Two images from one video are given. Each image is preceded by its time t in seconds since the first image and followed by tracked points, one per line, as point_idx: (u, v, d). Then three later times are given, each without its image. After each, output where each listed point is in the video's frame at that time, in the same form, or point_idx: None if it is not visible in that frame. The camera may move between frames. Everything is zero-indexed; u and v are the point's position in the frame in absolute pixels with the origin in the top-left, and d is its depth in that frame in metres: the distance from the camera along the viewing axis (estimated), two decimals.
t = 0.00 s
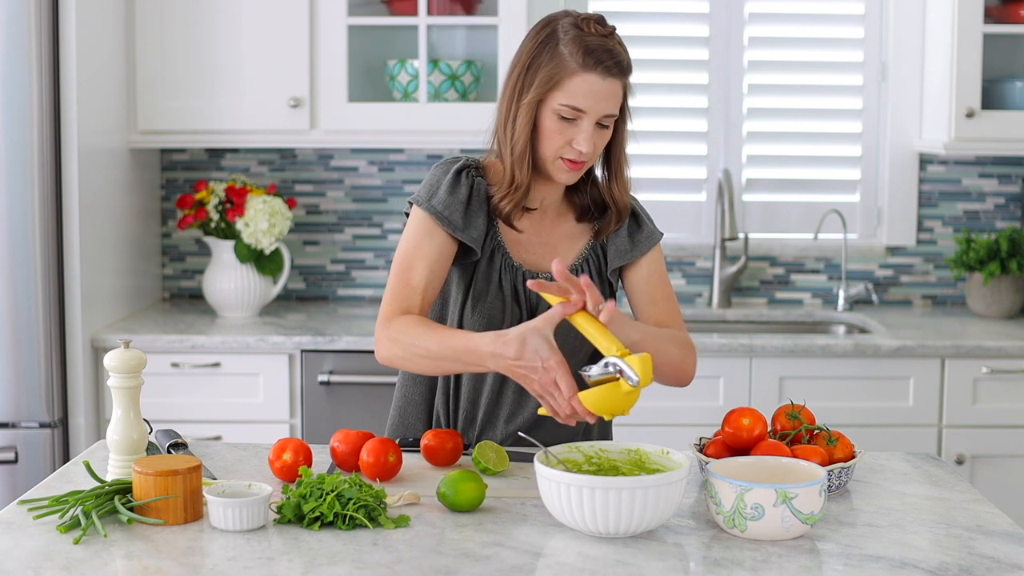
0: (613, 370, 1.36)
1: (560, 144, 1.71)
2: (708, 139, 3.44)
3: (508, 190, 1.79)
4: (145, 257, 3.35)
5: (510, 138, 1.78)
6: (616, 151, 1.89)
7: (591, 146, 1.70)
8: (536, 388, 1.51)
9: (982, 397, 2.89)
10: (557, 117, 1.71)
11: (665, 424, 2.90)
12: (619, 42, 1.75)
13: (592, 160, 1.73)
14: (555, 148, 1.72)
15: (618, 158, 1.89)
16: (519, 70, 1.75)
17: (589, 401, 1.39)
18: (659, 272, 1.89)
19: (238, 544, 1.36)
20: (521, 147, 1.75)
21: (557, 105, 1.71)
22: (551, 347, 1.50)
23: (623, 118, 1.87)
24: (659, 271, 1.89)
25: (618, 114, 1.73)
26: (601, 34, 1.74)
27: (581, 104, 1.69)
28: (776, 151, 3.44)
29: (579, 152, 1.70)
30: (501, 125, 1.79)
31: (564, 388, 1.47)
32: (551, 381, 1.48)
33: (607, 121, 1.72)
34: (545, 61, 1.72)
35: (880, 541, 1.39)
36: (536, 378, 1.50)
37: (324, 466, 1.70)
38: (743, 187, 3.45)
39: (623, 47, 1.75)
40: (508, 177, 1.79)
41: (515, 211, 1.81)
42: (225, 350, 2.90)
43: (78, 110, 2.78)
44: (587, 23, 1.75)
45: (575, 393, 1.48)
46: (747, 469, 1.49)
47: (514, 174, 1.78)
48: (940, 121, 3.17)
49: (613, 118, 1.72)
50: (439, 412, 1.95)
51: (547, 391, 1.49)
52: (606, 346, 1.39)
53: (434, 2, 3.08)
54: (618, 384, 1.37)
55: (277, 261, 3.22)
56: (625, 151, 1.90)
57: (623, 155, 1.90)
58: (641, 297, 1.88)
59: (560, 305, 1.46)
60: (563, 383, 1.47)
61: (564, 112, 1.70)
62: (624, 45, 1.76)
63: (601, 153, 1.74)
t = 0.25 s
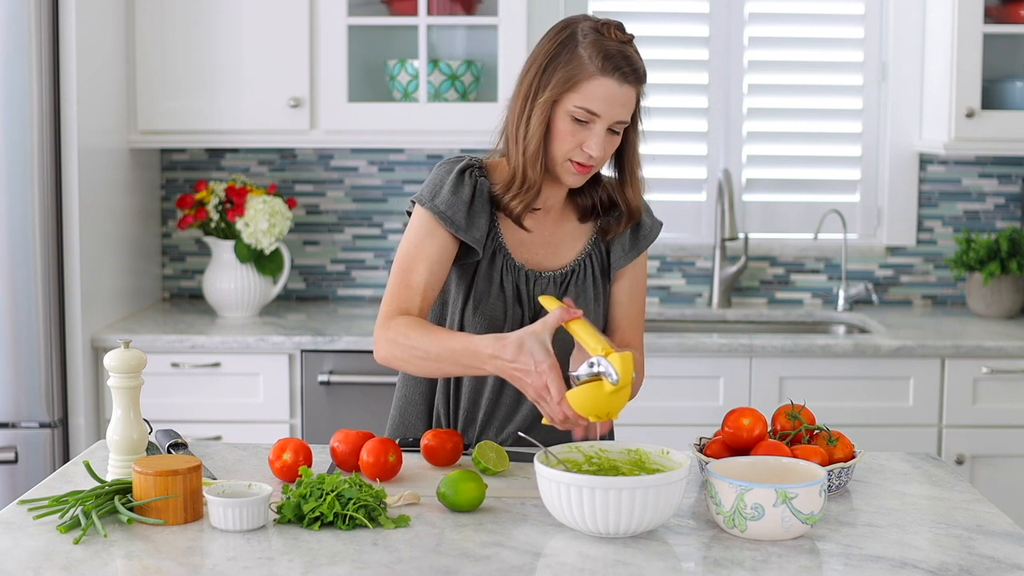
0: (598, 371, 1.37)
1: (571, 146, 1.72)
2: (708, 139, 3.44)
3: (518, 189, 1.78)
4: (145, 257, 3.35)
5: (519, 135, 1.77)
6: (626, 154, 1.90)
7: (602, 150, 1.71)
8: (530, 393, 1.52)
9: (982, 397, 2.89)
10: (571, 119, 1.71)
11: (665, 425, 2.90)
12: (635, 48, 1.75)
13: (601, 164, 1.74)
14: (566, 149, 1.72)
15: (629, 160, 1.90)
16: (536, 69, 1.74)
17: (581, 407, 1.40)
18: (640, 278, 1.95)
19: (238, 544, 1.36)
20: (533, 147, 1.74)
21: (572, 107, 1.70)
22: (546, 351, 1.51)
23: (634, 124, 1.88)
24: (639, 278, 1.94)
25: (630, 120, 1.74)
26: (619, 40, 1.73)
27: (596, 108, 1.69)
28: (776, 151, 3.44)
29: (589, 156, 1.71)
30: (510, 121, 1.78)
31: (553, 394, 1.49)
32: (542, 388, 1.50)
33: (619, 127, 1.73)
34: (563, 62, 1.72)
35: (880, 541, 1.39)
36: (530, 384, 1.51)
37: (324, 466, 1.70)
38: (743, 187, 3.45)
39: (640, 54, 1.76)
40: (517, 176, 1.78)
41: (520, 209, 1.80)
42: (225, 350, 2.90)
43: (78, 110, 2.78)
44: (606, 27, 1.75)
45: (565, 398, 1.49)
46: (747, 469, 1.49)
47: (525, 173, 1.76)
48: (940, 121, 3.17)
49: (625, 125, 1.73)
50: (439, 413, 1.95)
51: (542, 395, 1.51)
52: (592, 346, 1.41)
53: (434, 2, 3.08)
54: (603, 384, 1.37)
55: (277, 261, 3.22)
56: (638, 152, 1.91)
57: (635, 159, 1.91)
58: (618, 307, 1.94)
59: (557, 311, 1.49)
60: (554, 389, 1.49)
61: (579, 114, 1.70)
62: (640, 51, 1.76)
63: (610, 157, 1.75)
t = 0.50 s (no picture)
0: (600, 374, 1.36)
1: (579, 149, 1.73)
2: (708, 139, 3.44)
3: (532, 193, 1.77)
4: (145, 257, 3.35)
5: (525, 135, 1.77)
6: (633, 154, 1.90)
7: (609, 155, 1.72)
8: (530, 395, 1.52)
9: (982, 397, 2.89)
10: (580, 122, 1.72)
11: (665, 425, 2.90)
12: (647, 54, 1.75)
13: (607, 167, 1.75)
14: (573, 151, 1.73)
15: (636, 161, 1.90)
16: (547, 70, 1.73)
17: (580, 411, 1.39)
18: (640, 269, 1.95)
19: (238, 544, 1.36)
20: (542, 149, 1.74)
21: (582, 110, 1.71)
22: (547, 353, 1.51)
23: (641, 126, 1.88)
24: (638, 270, 1.95)
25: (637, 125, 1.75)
26: (632, 45, 1.73)
27: (607, 113, 1.70)
28: (776, 151, 3.44)
29: (596, 160, 1.73)
30: (517, 120, 1.78)
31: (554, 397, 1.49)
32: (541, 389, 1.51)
33: (626, 132, 1.74)
34: (575, 65, 1.71)
35: (880, 541, 1.39)
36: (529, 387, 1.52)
37: (324, 466, 1.70)
38: (743, 187, 3.45)
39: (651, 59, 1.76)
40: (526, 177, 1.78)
41: (534, 211, 1.80)
42: (225, 350, 2.90)
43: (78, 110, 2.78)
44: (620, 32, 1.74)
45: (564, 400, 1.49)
46: (747, 469, 1.49)
47: (535, 175, 1.76)
48: (940, 121, 3.17)
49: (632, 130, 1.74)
50: (439, 413, 1.95)
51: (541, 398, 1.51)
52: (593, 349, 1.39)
53: (434, 2, 3.08)
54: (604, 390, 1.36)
55: (277, 261, 3.22)
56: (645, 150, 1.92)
57: (642, 157, 1.91)
58: (618, 300, 1.94)
59: (561, 316, 1.48)
60: (553, 391, 1.49)
61: (589, 119, 1.70)
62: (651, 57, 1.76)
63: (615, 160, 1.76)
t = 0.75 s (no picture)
0: (605, 399, 1.34)
1: (585, 151, 1.73)
2: (708, 139, 3.44)
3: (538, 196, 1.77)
4: (145, 257, 3.35)
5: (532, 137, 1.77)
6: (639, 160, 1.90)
7: (616, 158, 1.72)
8: (532, 409, 1.52)
9: (982, 397, 2.89)
10: (588, 125, 1.72)
11: (665, 425, 2.90)
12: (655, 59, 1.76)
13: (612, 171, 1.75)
14: (581, 154, 1.73)
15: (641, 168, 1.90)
16: (556, 72, 1.73)
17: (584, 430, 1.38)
18: (639, 270, 1.96)
19: (238, 544, 1.36)
20: (549, 151, 1.74)
21: (590, 114, 1.71)
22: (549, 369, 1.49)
23: (648, 131, 1.87)
24: (637, 271, 1.95)
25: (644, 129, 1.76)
26: (641, 50, 1.73)
27: (615, 117, 1.70)
28: (776, 151, 3.44)
29: (602, 163, 1.72)
30: (524, 123, 1.78)
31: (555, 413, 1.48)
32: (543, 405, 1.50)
33: (633, 136, 1.74)
34: (584, 68, 1.71)
35: (880, 541, 1.39)
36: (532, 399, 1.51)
37: (324, 466, 1.70)
38: (743, 187, 3.46)
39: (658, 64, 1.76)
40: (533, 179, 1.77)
41: (539, 213, 1.79)
42: (225, 350, 2.90)
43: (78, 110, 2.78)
44: (628, 36, 1.74)
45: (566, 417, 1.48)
46: (746, 470, 1.49)
47: (542, 178, 1.76)
48: (940, 121, 3.17)
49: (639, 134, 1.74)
50: (439, 412, 1.95)
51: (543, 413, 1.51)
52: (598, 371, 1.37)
53: (434, 2, 3.08)
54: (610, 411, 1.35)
55: (277, 261, 3.22)
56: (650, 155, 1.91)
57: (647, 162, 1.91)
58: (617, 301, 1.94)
59: (568, 335, 1.46)
60: (555, 407, 1.48)
61: (597, 122, 1.71)
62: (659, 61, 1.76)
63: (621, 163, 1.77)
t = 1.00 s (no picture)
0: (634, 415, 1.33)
1: (590, 154, 1.73)
2: (708, 139, 3.45)
3: (545, 199, 1.77)
4: (145, 257, 3.35)
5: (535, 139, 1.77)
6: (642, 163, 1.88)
7: (620, 160, 1.72)
8: (552, 421, 1.49)
9: (982, 397, 2.89)
10: (593, 128, 1.72)
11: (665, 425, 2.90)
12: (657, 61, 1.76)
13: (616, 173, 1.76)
14: (585, 157, 1.73)
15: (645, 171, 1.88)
16: (560, 74, 1.72)
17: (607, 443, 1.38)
18: (640, 271, 1.95)
19: (238, 544, 1.36)
20: (553, 154, 1.74)
21: (594, 116, 1.71)
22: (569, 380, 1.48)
23: (651, 132, 1.86)
24: (638, 271, 1.95)
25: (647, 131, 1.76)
26: (644, 51, 1.73)
27: (620, 120, 1.70)
28: (776, 151, 3.44)
29: (607, 165, 1.73)
30: (528, 125, 1.77)
31: (577, 423, 1.45)
32: (563, 416, 1.47)
33: (637, 138, 1.74)
34: (589, 70, 1.71)
35: (879, 541, 1.39)
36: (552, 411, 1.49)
37: (324, 466, 1.70)
38: (743, 187, 3.46)
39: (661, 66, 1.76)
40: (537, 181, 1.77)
41: (546, 217, 1.80)
42: (225, 350, 2.90)
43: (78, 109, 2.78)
44: (632, 38, 1.74)
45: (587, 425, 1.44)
46: (746, 470, 1.49)
47: (547, 180, 1.76)
48: (940, 121, 3.17)
49: (642, 136, 1.75)
50: (439, 412, 1.95)
51: (563, 424, 1.48)
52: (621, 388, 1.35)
53: (434, 2, 3.09)
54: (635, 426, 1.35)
55: (277, 261, 3.22)
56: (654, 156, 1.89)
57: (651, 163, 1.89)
58: (618, 302, 1.94)
59: (590, 350, 1.46)
60: (575, 417, 1.45)
61: (601, 125, 1.71)
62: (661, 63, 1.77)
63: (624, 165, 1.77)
